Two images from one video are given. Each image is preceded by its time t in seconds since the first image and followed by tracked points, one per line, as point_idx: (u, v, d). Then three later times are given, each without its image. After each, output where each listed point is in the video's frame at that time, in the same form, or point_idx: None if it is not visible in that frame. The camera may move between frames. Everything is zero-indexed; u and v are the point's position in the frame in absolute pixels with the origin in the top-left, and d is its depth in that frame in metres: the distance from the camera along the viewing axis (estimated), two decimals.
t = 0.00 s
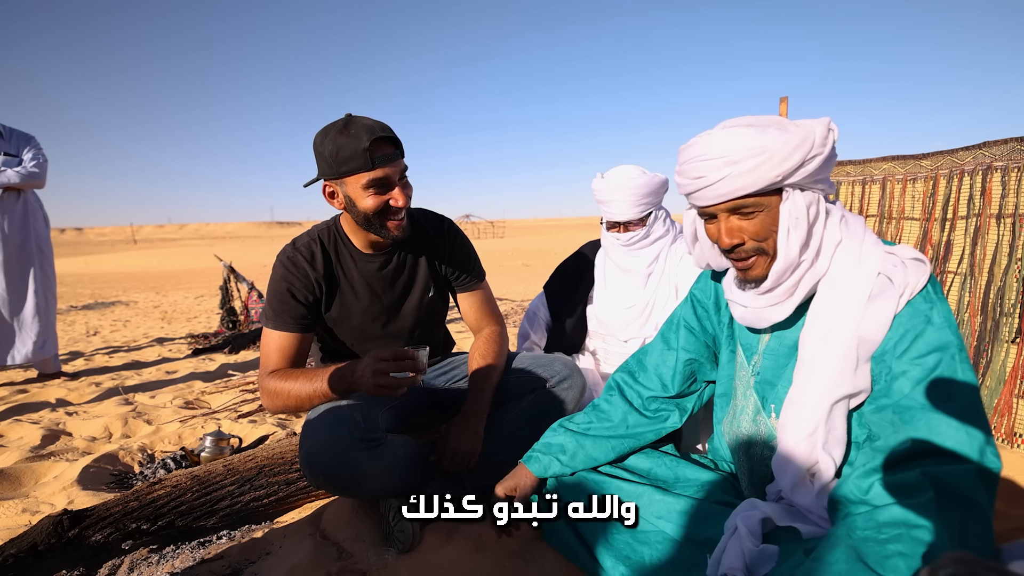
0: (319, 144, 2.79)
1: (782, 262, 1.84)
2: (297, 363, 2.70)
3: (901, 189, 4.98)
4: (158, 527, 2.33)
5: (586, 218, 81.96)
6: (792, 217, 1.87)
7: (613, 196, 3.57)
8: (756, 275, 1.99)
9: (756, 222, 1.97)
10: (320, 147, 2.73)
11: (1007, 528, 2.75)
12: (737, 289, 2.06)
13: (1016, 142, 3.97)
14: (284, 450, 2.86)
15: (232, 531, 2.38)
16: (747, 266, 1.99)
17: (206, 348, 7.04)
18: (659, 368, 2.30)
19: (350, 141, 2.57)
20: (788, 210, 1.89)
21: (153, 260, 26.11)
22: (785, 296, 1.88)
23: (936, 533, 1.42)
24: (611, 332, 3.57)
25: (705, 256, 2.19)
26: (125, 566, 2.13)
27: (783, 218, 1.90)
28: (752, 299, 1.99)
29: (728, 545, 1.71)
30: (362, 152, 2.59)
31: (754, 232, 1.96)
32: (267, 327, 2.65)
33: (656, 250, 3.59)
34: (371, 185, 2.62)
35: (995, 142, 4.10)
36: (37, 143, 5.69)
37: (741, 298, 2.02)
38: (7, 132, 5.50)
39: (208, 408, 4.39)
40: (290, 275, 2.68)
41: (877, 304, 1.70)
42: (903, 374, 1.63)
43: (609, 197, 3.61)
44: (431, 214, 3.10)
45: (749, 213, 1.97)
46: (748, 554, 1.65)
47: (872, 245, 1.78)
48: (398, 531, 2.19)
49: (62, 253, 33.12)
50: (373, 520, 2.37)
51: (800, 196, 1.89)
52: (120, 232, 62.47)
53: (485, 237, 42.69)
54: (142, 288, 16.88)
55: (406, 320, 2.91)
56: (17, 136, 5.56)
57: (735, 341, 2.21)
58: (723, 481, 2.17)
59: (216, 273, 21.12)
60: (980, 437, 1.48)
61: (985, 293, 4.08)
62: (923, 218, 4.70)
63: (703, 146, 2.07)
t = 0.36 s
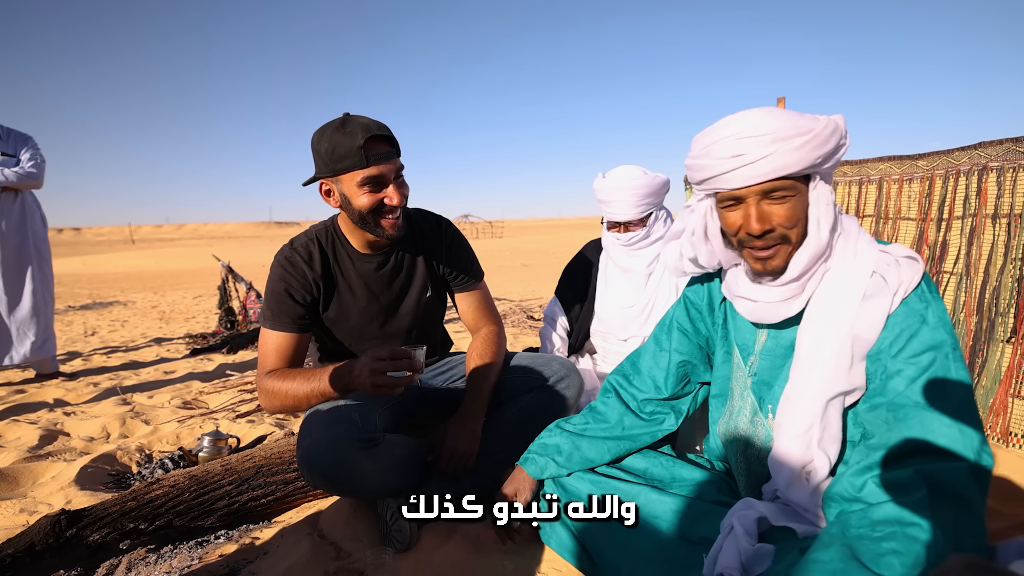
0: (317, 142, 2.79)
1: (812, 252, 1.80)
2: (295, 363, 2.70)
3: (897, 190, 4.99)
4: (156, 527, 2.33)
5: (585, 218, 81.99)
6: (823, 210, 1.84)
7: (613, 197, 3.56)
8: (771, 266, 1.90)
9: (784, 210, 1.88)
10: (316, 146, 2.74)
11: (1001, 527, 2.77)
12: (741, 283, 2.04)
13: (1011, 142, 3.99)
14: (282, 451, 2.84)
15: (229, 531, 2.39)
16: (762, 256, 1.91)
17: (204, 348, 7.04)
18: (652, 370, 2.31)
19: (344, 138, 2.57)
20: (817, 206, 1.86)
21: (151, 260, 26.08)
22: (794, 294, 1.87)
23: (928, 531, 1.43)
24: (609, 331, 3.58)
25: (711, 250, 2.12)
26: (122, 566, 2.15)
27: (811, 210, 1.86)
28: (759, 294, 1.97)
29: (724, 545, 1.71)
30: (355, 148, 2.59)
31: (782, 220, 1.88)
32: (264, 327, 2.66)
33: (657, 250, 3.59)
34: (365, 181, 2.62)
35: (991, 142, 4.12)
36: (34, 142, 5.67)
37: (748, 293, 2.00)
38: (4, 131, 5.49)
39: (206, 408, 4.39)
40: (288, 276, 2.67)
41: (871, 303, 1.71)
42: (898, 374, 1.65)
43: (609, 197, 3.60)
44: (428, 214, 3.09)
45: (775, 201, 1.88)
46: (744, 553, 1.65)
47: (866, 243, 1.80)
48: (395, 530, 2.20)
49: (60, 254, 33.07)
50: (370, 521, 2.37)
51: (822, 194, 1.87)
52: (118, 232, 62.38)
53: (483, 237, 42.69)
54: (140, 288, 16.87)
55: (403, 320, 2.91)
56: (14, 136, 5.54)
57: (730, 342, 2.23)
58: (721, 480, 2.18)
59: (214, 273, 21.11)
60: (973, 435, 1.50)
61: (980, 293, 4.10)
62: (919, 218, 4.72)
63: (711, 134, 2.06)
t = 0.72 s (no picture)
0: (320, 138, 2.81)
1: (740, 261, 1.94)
2: (292, 358, 2.70)
3: (894, 189, 5.01)
4: (154, 526, 2.33)
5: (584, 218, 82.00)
6: (751, 218, 1.95)
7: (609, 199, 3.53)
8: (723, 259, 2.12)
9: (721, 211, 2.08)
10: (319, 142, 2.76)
11: (996, 525, 2.78)
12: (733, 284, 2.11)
13: (1008, 142, 4.00)
14: (281, 450, 2.85)
15: (227, 531, 2.38)
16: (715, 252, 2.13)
17: (203, 348, 7.04)
18: (655, 363, 2.31)
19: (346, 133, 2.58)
20: (751, 210, 1.96)
21: (149, 260, 26.07)
22: (776, 298, 1.92)
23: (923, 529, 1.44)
24: (609, 333, 3.58)
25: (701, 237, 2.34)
26: (121, 566, 2.13)
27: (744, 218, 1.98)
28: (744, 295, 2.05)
29: (721, 543, 1.72)
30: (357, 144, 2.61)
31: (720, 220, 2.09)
32: (263, 323, 2.66)
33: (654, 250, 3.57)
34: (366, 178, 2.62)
35: (987, 142, 4.13)
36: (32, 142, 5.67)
37: (736, 294, 2.08)
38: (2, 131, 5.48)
39: (205, 408, 4.39)
40: (286, 272, 2.67)
41: (875, 302, 1.70)
42: (897, 372, 1.65)
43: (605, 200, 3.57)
44: (428, 214, 3.09)
45: (718, 203, 2.08)
46: (740, 551, 1.65)
47: (871, 243, 1.80)
48: (394, 530, 2.21)
49: (58, 254, 33.04)
50: (368, 520, 2.38)
51: (766, 197, 1.92)
52: (116, 233, 62.33)
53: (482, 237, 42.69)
54: (138, 288, 16.87)
55: (401, 318, 2.91)
56: (13, 136, 5.54)
57: (733, 338, 2.24)
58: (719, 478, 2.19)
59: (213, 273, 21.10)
60: (971, 433, 1.51)
61: (977, 293, 4.11)
62: (916, 218, 4.73)
63: (710, 128, 2.10)
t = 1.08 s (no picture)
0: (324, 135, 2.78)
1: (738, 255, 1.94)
2: (292, 350, 2.66)
3: (891, 190, 5.02)
4: (150, 527, 2.33)
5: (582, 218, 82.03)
6: (749, 211, 1.94)
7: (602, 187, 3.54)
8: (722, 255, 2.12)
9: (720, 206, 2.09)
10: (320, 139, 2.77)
11: (991, 525, 2.78)
12: (729, 279, 2.12)
13: (1003, 142, 4.01)
14: (277, 450, 2.85)
15: (224, 531, 2.36)
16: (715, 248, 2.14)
17: (200, 349, 7.04)
18: (654, 359, 2.32)
19: (325, 134, 2.55)
20: (749, 204, 1.95)
21: (147, 260, 26.04)
22: (771, 292, 1.91)
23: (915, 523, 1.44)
24: (600, 328, 3.53)
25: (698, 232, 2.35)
26: (117, 566, 2.13)
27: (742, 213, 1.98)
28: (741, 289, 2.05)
29: (717, 542, 1.71)
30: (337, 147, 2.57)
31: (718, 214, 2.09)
32: (261, 314, 2.63)
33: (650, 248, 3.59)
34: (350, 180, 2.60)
35: (983, 143, 4.14)
36: (29, 142, 5.66)
37: (733, 288, 2.08)
38: None
39: (202, 408, 4.39)
40: (285, 262, 2.65)
41: (864, 293, 1.71)
42: (885, 361, 1.65)
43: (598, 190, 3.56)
44: (426, 213, 3.10)
45: (718, 196, 2.09)
46: (736, 550, 1.65)
47: (863, 237, 1.81)
48: (390, 530, 2.19)
49: (56, 254, 32.98)
50: (365, 520, 2.37)
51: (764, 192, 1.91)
52: (114, 232, 62.25)
53: (480, 237, 42.69)
54: (136, 288, 16.86)
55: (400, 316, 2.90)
56: (10, 136, 5.53)
57: (731, 335, 2.23)
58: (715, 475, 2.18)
59: (211, 273, 21.08)
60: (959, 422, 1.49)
61: (972, 293, 4.11)
62: (912, 218, 4.74)
63: (713, 123, 2.11)
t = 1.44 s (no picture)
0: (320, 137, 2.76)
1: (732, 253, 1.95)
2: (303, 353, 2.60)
3: (889, 190, 5.04)
4: (150, 527, 2.33)
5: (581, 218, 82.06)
6: (747, 209, 1.94)
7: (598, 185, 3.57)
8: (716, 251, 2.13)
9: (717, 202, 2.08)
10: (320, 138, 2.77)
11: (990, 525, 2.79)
12: (722, 281, 2.11)
13: (1001, 143, 4.03)
14: (277, 450, 2.85)
15: (223, 531, 2.36)
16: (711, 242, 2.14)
17: (199, 349, 7.03)
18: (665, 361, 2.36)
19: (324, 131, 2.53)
20: (745, 202, 1.95)
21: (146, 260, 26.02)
22: (763, 292, 1.91)
23: (948, 502, 1.46)
24: (596, 325, 3.52)
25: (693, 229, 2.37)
26: (116, 566, 2.13)
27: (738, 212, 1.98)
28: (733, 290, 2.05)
29: (717, 538, 1.70)
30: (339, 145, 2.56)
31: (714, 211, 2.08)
32: (266, 318, 2.58)
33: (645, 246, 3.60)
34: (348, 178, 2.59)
35: (981, 144, 4.16)
36: (27, 141, 5.65)
37: (724, 288, 2.08)
38: None
39: (201, 408, 4.38)
40: (286, 264, 2.63)
41: (856, 295, 1.71)
42: (894, 368, 1.65)
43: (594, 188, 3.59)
44: (425, 214, 3.10)
45: (715, 191, 2.08)
46: (737, 545, 1.65)
47: (853, 236, 1.81)
48: (389, 530, 2.19)
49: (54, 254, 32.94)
50: (365, 521, 2.37)
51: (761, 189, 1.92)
52: (112, 232, 62.17)
53: (479, 237, 42.70)
54: (134, 288, 16.86)
55: (402, 318, 2.89)
56: (8, 135, 5.51)
57: (727, 334, 2.24)
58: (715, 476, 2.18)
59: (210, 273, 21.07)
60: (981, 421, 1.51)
61: (971, 293, 4.12)
62: (911, 219, 4.75)
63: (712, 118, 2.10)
